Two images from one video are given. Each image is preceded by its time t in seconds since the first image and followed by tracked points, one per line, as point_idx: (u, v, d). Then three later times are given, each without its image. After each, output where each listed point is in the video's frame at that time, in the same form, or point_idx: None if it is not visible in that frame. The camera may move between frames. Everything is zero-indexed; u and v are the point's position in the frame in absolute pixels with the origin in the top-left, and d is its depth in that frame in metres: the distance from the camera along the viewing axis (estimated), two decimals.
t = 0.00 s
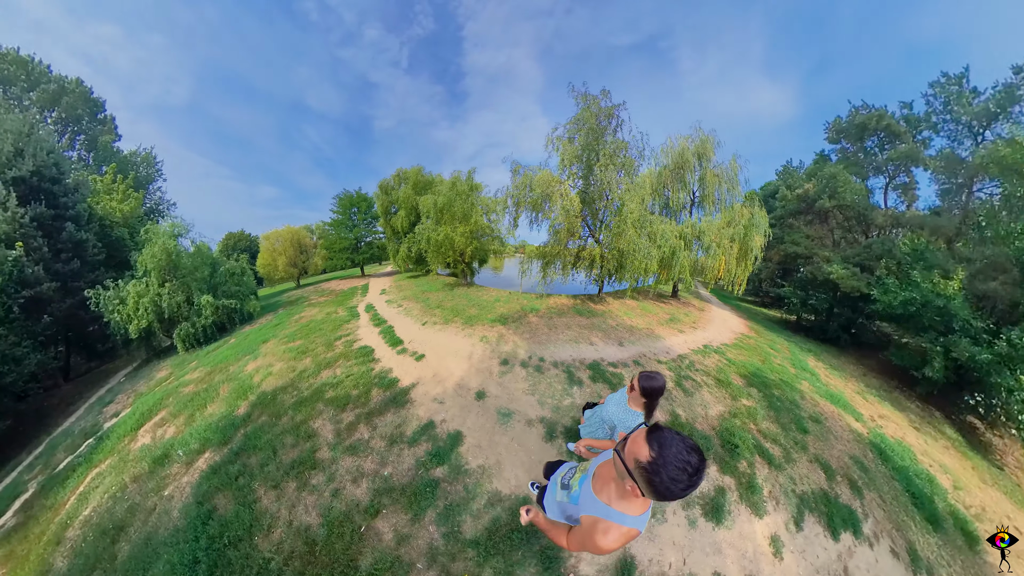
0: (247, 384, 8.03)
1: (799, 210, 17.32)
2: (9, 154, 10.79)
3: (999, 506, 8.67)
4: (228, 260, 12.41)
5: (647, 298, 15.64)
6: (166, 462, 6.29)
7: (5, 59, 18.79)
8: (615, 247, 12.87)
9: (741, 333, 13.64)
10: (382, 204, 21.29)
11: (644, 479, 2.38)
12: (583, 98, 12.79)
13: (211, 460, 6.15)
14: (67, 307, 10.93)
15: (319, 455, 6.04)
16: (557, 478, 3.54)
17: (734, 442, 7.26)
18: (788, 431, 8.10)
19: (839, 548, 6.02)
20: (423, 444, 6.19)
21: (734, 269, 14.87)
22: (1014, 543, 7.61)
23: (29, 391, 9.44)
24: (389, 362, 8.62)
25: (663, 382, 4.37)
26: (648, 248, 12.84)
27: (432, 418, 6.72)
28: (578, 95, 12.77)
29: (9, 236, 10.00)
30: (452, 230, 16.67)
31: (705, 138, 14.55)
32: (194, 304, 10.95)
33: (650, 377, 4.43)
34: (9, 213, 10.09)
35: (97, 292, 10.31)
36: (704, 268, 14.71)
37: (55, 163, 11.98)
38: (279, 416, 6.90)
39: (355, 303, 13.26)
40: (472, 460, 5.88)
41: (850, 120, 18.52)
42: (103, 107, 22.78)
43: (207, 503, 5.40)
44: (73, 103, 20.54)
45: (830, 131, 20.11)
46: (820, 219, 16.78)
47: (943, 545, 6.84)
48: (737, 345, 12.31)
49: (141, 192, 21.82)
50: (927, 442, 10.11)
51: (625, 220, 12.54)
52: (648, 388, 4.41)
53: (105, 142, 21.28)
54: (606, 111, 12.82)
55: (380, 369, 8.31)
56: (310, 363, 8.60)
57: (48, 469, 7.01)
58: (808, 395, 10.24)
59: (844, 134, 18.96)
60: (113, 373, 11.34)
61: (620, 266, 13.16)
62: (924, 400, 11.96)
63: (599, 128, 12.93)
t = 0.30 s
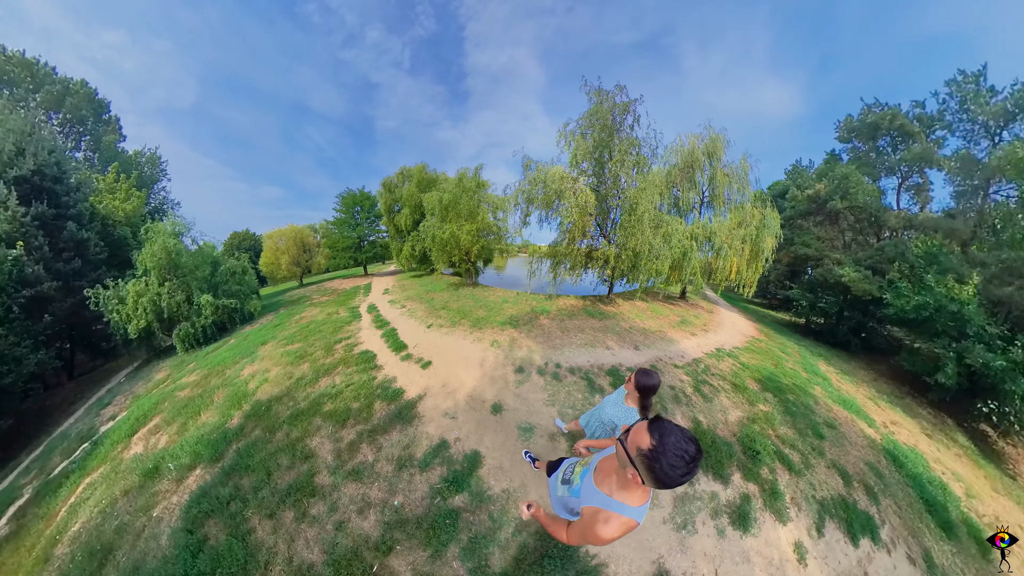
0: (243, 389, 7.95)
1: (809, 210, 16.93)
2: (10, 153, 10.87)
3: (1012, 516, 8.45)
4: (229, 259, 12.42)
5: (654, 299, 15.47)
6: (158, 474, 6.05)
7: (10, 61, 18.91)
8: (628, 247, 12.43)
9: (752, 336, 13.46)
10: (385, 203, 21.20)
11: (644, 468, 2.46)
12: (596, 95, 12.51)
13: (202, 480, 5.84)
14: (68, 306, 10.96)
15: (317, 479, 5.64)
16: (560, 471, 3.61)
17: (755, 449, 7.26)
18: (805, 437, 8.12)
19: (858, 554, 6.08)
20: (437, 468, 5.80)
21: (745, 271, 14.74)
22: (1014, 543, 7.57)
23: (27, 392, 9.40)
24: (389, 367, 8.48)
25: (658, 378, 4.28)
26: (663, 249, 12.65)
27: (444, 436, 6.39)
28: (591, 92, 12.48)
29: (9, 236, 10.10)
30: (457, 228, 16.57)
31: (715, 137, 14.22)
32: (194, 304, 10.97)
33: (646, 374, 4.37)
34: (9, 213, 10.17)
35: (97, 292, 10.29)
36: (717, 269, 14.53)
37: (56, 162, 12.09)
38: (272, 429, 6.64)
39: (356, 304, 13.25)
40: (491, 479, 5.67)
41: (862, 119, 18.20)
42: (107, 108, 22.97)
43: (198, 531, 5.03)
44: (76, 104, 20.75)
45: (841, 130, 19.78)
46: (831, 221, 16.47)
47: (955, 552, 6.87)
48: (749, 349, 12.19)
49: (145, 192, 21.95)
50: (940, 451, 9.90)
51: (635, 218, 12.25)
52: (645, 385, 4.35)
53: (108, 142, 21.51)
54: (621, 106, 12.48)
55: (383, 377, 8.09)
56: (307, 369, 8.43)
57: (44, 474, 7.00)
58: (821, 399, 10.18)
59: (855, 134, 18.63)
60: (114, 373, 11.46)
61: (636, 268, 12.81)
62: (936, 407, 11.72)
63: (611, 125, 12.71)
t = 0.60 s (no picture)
0: (238, 394, 7.93)
1: (819, 211, 16.58)
2: (12, 153, 10.95)
3: None
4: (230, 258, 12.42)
5: (662, 301, 15.34)
6: (149, 492, 5.97)
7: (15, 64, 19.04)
8: (643, 248, 12.25)
9: (763, 340, 13.28)
10: (389, 201, 21.07)
11: (644, 453, 2.41)
12: (609, 92, 12.22)
13: (195, 504, 5.65)
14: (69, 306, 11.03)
15: (320, 511, 5.39)
16: (562, 472, 3.57)
17: (774, 456, 7.30)
18: (820, 443, 8.11)
19: (875, 562, 6.12)
20: (456, 497, 5.56)
21: (755, 273, 14.64)
22: (1014, 543, 7.57)
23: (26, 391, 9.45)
24: (391, 372, 8.43)
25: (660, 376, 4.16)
26: (680, 253, 12.48)
27: (461, 459, 6.14)
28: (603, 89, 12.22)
29: (10, 236, 10.16)
30: (464, 226, 16.42)
31: (725, 135, 13.98)
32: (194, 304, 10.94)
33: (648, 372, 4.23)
34: (11, 213, 10.26)
35: (97, 292, 10.36)
36: (729, 271, 14.33)
37: (58, 162, 12.16)
38: (268, 446, 6.48)
39: (358, 305, 13.24)
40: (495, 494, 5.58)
41: (874, 119, 17.85)
42: (111, 109, 23.21)
43: (191, 565, 4.83)
44: (80, 106, 20.99)
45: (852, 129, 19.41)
46: (842, 223, 16.12)
47: (968, 561, 6.84)
48: (760, 353, 12.13)
49: (149, 191, 22.02)
50: (950, 460, 9.69)
51: (647, 218, 12.04)
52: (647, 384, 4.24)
53: (111, 143, 21.69)
54: (634, 104, 12.16)
55: (387, 387, 7.88)
56: (304, 378, 8.25)
57: (42, 480, 7.06)
58: (834, 405, 10.08)
59: (867, 133, 18.26)
60: (117, 373, 11.63)
61: (651, 273, 12.58)
62: (947, 415, 11.49)
63: (630, 122, 12.33)
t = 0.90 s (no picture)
0: (235, 399, 7.85)
1: (830, 212, 16.32)
2: (14, 152, 11.07)
3: None
4: (230, 258, 12.56)
5: (669, 301, 15.16)
6: (139, 506, 5.69)
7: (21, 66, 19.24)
8: (658, 248, 11.98)
9: (774, 343, 13.11)
10: (392, 199, 20.97)
11: (637, 449, 2.65)
12: (620, 88, 12.03)
13: (186, 524, 5.33)
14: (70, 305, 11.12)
15: (323, 543, 4.93)
16: (558, 471, 3.80)
17: (792, 460, 7.28)
18: (835, 448, 8.07)
19: (891, 565, 6.14)
20: (483, 524, 5.20)
21: (766, 275, 14.46)
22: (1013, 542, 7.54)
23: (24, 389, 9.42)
24: (396, 375, 8.34)
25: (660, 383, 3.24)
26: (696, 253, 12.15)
27: (484, 480, 5.76)
28: (614, 85, 12.05)
29: (11, 233, 10.29)
30: (470, 224, 16.17)
31: (735, 133, 13.58)
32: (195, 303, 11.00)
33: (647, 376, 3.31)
34: (11, 211, 10.34)
35: (97, 291, 10.44)
36: (739, 272, 14.12)
37: (60, 161, 12.28)
38: (262, 463, 6.12)
39: (360, 304, 13.21)
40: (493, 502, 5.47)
41: (887, 118, 17.52)
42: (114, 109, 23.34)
43: None
44: (84, 106, 21.15)
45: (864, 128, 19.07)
46: (853, 224, 15.80)
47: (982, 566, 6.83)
48: (772, 356, 12.00)
49: (153, 190, 22.09)
50: (962, 467, 9.48)
51: (658, 215, 11.84)
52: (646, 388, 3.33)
53: (116, 142, 21.80)
54: (645, 99, 11.93)
55: (391, 398, 7.56)
56: (304, 390, 7.89)
57: (37, 484, 7.01)
58: (846, 410, 9.96)
59: (880, 132, 17.92)
60: (117, 373, 11.70)
61: (663, 271, 12.34)
62: (958, 422, 11.29)
63: (644, 119, 12.12)
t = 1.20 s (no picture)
0: (233, 407, 7.75)
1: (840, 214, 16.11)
2: (18, 152, 11.17)
3: None
4: (230, 257, 12.57)
5: (677, 304, 14.98)
6: (134, 528, 5.40)
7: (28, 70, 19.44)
8: (673, 250, 11.72)
9: (782, 347, 12.97)
10: (396, 197, 20.89)
11: (638, 443, 2.64)
12: (634, 85, 11.86)
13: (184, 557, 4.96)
14: (72, 305, 11.25)
15: None
16: (561, 467, 3.79)
17: (806, 463, 7.30)
18: (846, 454, 8.07)
19: (901, 568, 6.19)
20: (517, 549, 5.00)
21: (776, 279, 14.31)
22: (1013, 543, 7.52)
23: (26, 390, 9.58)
24: (402, 381, 8.30)
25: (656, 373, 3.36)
26: (711, 256, 11.95)
27: (513, 503, 5.50)
28: (627, 83, 11.89)
29: (12, 234, 10.33)
30: (478, 222, 15.95)
31: (746, 134, 13.37)
32: (195, 303, 11.05)
33: (645, 371, 3.42)
34: (13, 211, 10.45)
35: (97, 291, 10.52)
36: (749, 275, 13.93)
37: (63, 161, 12.40)
38: (262, 489, 5.75)
39: (363, 305, 13.21)
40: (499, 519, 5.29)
41: (900, 117, 17.16)
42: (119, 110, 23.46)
43: None
44: (89, 107, 21.26)
45: (876, 127, 18.71)
46: (864, 227, 15.52)
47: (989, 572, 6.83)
48: (782, 360, 11.86)
49: (156, 190, 22.14)
50: (971, 476, 9.31)
51: (669, 214, 11.67)
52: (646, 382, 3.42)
53: (121, 142, 21.87)
54: (657, 99, 11.74)
55: (401, 415, 7.22)
56: (308, 407, 7.44)
57: (35, 491, 7.01)
58: (856, 416, 9.85)
59: (892, 132, 17.58)
60: (122, 373, 11.94)
61: (677, 273, 12.05)
62: (968, 430, 11.10)
63: (661, 117, 11.89)
